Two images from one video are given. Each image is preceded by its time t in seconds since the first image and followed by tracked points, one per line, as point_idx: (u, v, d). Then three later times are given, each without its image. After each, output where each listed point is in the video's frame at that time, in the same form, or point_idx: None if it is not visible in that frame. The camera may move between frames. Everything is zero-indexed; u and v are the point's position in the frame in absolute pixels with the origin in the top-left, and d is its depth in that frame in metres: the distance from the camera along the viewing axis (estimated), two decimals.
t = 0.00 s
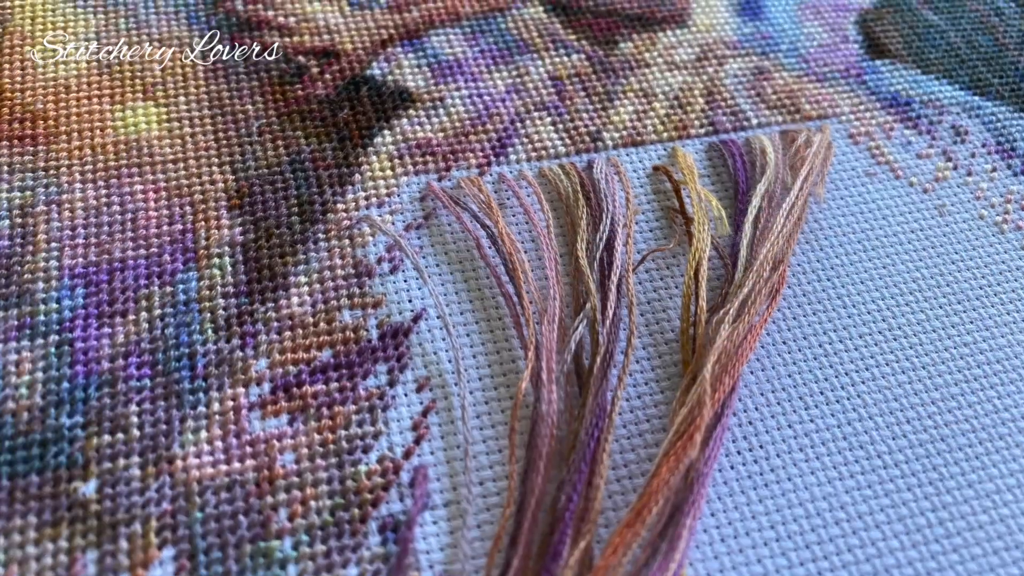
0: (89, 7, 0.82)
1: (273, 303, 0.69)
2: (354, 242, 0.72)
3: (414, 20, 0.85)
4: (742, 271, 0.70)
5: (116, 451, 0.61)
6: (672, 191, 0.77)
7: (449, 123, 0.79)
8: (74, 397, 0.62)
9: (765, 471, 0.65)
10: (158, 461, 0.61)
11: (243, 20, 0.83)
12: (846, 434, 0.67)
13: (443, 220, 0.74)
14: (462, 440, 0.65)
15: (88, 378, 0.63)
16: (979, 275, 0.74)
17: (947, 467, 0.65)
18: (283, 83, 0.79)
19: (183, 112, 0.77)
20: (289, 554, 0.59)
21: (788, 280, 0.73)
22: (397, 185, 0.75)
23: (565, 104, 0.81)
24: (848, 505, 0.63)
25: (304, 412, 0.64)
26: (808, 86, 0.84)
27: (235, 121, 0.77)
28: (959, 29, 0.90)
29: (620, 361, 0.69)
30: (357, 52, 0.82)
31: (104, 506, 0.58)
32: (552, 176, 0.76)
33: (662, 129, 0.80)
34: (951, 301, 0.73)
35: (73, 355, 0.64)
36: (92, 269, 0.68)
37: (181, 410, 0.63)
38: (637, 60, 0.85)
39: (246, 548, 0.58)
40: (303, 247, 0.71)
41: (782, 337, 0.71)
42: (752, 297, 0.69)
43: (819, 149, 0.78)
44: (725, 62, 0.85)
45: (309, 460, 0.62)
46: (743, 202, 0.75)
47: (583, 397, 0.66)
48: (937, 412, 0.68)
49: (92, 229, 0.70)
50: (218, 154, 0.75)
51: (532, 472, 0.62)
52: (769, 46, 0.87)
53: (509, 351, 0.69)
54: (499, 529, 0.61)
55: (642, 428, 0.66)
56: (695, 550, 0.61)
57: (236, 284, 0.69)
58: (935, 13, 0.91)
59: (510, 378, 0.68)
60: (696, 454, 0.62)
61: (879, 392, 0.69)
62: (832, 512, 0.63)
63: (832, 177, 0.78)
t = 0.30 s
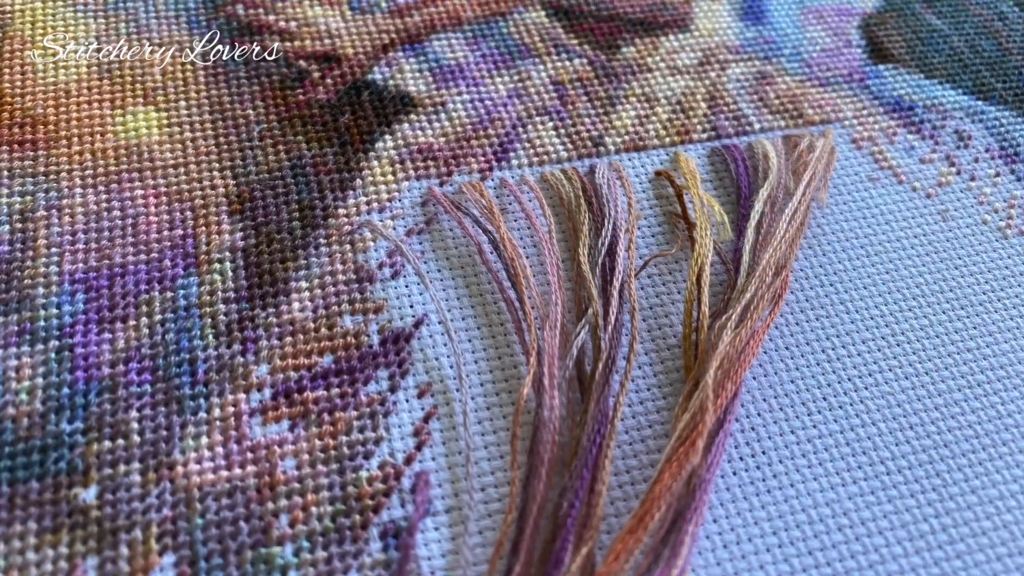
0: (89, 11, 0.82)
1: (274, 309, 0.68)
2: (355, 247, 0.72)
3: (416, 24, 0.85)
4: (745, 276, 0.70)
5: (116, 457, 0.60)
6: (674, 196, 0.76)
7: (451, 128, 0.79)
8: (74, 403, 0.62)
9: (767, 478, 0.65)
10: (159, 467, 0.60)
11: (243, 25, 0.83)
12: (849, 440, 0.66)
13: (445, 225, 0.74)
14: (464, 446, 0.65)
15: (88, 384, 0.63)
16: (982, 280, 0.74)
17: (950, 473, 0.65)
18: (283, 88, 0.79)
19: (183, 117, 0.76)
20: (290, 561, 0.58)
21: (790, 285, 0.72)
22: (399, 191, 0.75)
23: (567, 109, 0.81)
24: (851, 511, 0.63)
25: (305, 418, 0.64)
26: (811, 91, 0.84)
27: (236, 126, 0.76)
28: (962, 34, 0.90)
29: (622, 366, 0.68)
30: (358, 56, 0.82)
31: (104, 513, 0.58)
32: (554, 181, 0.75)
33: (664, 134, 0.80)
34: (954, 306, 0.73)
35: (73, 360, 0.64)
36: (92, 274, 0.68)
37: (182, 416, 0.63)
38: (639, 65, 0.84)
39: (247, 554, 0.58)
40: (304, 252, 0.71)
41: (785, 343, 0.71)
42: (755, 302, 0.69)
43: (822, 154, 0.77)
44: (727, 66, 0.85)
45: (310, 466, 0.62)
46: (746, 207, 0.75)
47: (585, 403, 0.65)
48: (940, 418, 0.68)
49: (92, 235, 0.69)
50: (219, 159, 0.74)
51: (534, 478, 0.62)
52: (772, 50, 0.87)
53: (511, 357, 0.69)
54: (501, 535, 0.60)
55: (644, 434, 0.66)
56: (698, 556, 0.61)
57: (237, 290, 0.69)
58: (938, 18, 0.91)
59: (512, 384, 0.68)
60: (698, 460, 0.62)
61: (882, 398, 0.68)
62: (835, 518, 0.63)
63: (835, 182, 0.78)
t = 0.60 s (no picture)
0: (90, 16, 0.82)
1: (275, 315, 0.68)
2: (357, 253, 0.72)
3: (418, 30, 0.85)
4: (748, 282, 0.70)
5: (117, 464, 0.60)
6: (677, 202, 0.76)
7: (453, 133, 0.78)
8: (74, 410, 0.62)
9: (771, 485, 0.64)
10: (159, 473, 0.60)
11: (244, 30, 0.82)
12: (852, 447, 0.66)
13: (446, 231, 0.74)
14: (466, 453, 0.64)
15: (89, 391, 0.63)
16: (986, 287, 0.74)
17: (954, 480, 0.65)
18: (285, 93, 0.79)
19: (184, 123, 0.76)
20: (291, 568, 0.58)
21: (794, 291, 0.72)
22: (401, 197, 0.75)
23: (569, 114, 0.80)
24: (854, 518, 0.63)
25: (307, 424, 0.64)
26: (814, 96, 0.84)
27: (237, 132, 0.76)
28: (966, 39, 0.89)
29: (625, 373, 0.68)
30: (359, 62, 0.82)
31: (105, 520, 0.58)
32: (556, 187, 0.75)
33: (667, 140, 0.80)
34: (958, 313, 0.72)
35: (73, 367, 0.63)
36: (93, 280, 0.67)
37: (183, 422, 0.62)
38: (642, 70, 0.84)
39: (248, 561, 0.58)
40: (305, 258, 0.71)
41: (788, 349, 0.70)
42: (758, 308, 0.68)
43: (825, 160, 0.77)
44: (730, 72, 0.85)
45: (311, 473, 0.62)
46: (748, 213, 0.74)
47: (587, 409, 0.65)
48: (944, 425, 0.67)
49: (92, 241, 0.69)
50: (220, 165, 0.74)
51: (536, 485, 0.62)
52: (775, 56, 0.86)
53: (513, 363, 0.69)
54: (503, 542, 0.60)
55: (647, 441, 0.66)
56: (701, 563, 0.60)
57: (238, 296, 0.68)
58: (942, 23, 0.91)
59: (514, 390, 0.67)
60: (702, 467, 0.62)
61: (885, 405, 0.68)
62: (839, 525, 0.63)
63: (838, 187, 0.78)
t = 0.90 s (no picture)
0: (90, 22, 0.81)
1: (276, 322, 0.68)
2: (358, 261, 0.71)
3: (420, 36, 0.84)
4: (751, 290, 0.70)
5: (117, 472, 0.60)
6: (680, 210, 0.76)
7: (455, 140, 0.78)
8: (74, 418, 0.61)
9: (774, 493, 0.64)
10: (160, 481, 0.60)
11: (246, 36, 0.82)
12: (856, 455, 0.66)
13: (449, 238, 0.73)
14: (468, 461, 0.64)
15: (89, 398, 0.62)
16: (990, 294, 0.73)
17: (958, 488, 0.65)
18: (286, 100, 0.78)
19: (185, 129, 0.76)
20: None
21: (797, 298, 0.72)
22: (403, 203, 0.74)
23: (572, 121, 0.80)
24: (858, 526, 0.63)
25: (308, 432, 0.64)
26: (818, 103, 0.83)
27: (238, 138, 0.76)
28: (971, 45, 0.89)
29: (628, 381, 0.68)
30: (361, 68, 0.81)
31: (105, 528, 0.58)
32: (559, 194, 0.75)
33: (670, 146, 0.79)
34: (962, 320, 0.72)
35: (73, 375, 0.63)
36: (93, 287, 0.67)
37: (183, 430, 0.62)
38: (645, 77, 0.84)
39: (249, 570, 0.57)
40: (307, 266, 0.70)
41: (792, 357, 0.70)
42: (762, 316, 0.68)
43: (829, 166, 0.77)
44: (734, 78, 0.84)
45: (312, 481, 0.62)
46: (752, 220, 0.74)
47: (590, 417, 0.65)
48: (949, 433, 0.67)
49: (93, 247, 0.69)
50: (221, 171, 0.74)
51: (538, 493, 0.62)
52: (779, 62, 0.86)
53: (515, 371, 0.68)
54: (505, 551, 0.60)
55: (650, 449, 0.66)
56: (704, 572, 0.60)
57: (239, 303, 0.68)
58: (947, 28, 0.90)
59: (517, 398, 0.67)
60: (705, 475, 0.61)
61: (889, 413, 0.68)
62: (842, 534, 0.62)
63: (842, 194, 0.78)
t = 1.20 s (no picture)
0: (91, 29, 0.81)
1: (278, 331, 0.67)
2: (360, 269, 0.71)
3: (422, 43, 0.84)
4: (755, 298, 0.69)
5: (118, 481, 0.59)
6: (684, 217, 0.75)
7: (457, 147, 0.78)
8: (75, 427, 0.61)
9: (778, 502, 0.64)
10: (161, 491, 0.59)
11: (247, 43, 0.82)
12: (861, 464, 0.65)
13: (451, 246, 0.73)
14: (470, 471, 0.64)
15: (90, 407, 0.62)
16: (995, 303, 0.73)
17: (964, 498, 0.64)
18: (287, 107, 0.78)
19: (186, 137, 0.75)
20: None
21: (801, 307, 0.71)
22: (405, 211, 0.74)
23: (575, 128, 0.80)
24: (863, 536, 0.62)
25: (310, 441, 0.63)
26: (822, 110, 0.83)
27: (239, 146, 0.75)
28: (976, 52, 0.89)
29: (631, 390, 0.67)
30: (363, 75, 0.81)
31: (106, 538, 0.57)
32: (562, 202, 0.74)
33: (673, 154, 0.79)
34: (968, 329, 0.72)
35: (74, 383, 0.63)
36: (93, 295, 0.67)
37: (185, 439, 0.62)
38: (648, 84, 0.83)
39: None
40: (308, 274, 0.70)
41: (796, 365, 0.70)
42: (765, 324, 0.68)
43: (834, 174, 0.76)
44: (737, 85, 0.84)
45: (314, 491, 0.61)
46: (756, 228, 0.74)
47: (593, 427, 0.65)
48: (954, 442, 0.67)
49: (94, 255, 0.68)
50: (222, 179, 0.73)
51: (541, 503, 0.61)
52: (783, 69, 0.86)
53: (518, 380, 0.68)
54: (508, 561, 0.59)
55: (653, 458, 0.65)
56: None
57: (240, 312, 0.68)
58: (952, 35, 0.90)
59: (519, 407, 0.67)
60: (708, 484, 0.61)
61: (894, 422, 0.67)
62: (847, 543, 0.62)
63: (846, 202, 0.77)
